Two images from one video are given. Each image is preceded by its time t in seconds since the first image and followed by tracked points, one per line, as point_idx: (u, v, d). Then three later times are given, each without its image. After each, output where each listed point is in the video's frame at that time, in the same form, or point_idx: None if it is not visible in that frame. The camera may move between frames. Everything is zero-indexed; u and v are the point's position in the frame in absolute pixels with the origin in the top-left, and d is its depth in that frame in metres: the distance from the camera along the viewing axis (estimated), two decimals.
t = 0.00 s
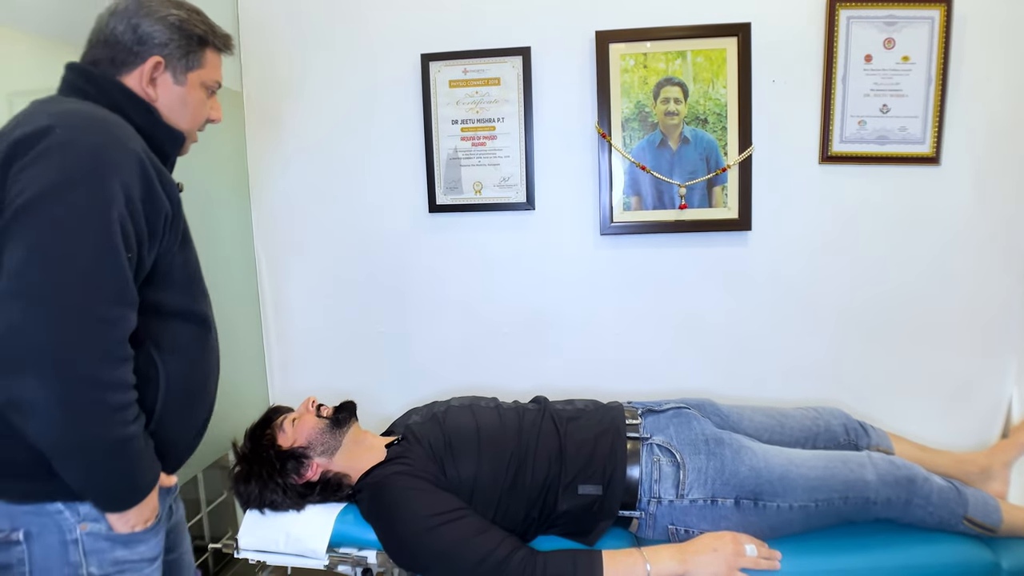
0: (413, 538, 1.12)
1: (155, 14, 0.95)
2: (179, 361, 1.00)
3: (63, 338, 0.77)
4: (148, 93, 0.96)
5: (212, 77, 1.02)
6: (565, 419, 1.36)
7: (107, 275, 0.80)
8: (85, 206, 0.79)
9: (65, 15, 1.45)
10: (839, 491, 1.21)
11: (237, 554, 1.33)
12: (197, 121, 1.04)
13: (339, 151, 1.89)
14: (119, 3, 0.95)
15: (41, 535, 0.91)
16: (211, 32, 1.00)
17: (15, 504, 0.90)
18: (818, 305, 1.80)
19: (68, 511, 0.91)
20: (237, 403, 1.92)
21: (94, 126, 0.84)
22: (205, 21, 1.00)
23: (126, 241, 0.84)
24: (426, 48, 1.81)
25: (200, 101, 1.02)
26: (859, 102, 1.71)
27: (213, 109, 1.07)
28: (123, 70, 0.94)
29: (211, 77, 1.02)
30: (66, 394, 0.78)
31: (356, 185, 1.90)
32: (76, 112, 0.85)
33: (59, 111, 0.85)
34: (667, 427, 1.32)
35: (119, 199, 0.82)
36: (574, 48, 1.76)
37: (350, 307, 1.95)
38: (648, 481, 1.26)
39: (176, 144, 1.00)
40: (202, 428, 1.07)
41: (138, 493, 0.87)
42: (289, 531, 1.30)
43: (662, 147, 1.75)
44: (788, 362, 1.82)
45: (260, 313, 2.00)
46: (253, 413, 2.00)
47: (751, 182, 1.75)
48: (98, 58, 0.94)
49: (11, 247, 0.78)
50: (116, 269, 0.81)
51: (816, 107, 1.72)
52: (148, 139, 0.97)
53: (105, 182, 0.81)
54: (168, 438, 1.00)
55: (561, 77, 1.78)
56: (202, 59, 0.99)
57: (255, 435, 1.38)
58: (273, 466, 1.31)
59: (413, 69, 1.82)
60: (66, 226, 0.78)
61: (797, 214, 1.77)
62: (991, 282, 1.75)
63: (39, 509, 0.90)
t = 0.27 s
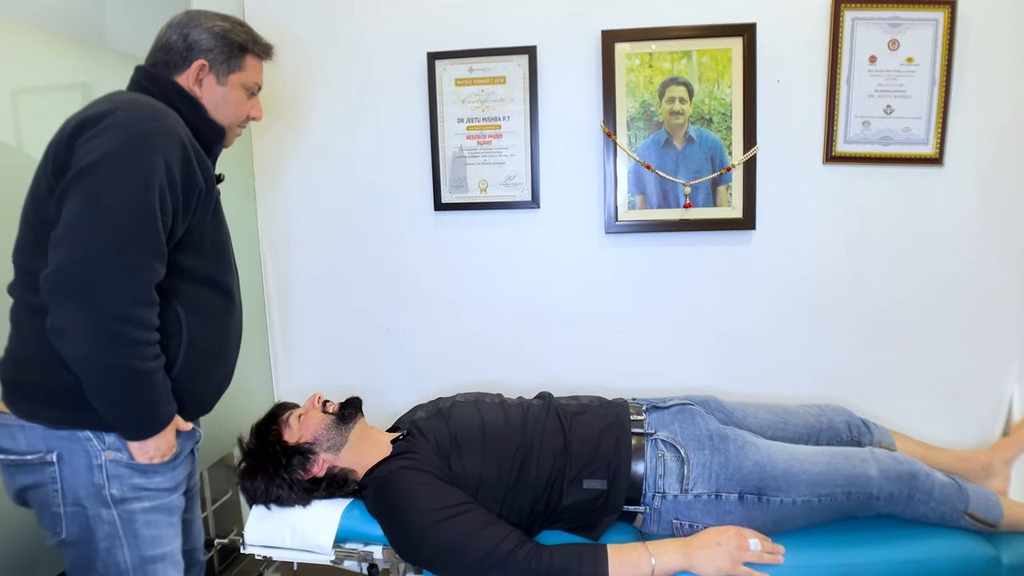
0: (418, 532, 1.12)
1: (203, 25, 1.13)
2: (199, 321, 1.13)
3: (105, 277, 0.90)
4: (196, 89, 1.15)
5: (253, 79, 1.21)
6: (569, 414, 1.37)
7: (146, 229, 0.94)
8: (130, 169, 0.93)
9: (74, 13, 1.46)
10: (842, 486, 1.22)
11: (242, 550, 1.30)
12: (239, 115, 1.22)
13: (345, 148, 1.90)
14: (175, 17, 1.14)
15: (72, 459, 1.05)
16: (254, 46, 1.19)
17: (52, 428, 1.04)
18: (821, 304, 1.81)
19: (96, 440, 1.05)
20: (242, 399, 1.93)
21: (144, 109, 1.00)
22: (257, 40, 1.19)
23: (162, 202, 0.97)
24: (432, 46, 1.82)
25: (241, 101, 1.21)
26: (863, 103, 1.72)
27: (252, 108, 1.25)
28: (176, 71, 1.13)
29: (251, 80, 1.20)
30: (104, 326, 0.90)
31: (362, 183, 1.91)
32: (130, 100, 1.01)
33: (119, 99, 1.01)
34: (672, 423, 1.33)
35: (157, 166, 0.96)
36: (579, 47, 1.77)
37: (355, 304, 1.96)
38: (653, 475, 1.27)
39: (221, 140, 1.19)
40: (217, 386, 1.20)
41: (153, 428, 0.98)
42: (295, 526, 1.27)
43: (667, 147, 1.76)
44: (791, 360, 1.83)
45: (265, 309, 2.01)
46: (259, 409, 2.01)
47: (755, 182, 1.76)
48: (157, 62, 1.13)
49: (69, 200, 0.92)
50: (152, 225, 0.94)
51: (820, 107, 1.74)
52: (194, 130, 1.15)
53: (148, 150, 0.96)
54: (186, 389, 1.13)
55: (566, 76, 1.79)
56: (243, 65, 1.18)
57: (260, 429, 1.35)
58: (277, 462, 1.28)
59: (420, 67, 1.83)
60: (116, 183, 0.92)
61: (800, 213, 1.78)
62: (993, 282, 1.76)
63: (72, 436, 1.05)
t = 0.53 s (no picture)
0: (414, 527, 1.12)
1: (214, 28, 1.17)
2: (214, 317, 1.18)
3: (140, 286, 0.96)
4: (206, 90, 1.18)
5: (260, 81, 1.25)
6: (565, 409, 1.37)
7: (175, 239, 1.00)
8: (161, 184, 0.99)
9: (63, 8, 1.45)
10: (835, 479, 1.23)
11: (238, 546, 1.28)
12: (247, 115, 1.26)
13: (338, 144, 1.89)
14: (186, 18, 1.17)
15: (95, 449, 1.11)
16: (263, 50, 1.23)
17: (77, 421, 1.09)
18: (813, 299, 1.82)
19: (117, 432, 1.11)
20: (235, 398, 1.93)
21: (169, 122, 1.04)
22: (265, 44, 1.24)
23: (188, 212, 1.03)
24: (426, 42, 1.82)
25: (248, 103, 1.25)
26: (855, 99, 1.73)
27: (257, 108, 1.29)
28: (187, 72, 1.16)
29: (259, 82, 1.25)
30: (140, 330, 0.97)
31: (356, 179, 1.90)
32: (156, 112, 1.05)
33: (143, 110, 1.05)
34: (667, 417, 1.33)
35: (185, 180, 1.02)
36: (573, 44, 1.77)
37: (349, 300, 1.95)
38: (648, 470, 1.27)
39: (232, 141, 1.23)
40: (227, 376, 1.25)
41: (178, 420, 1.05)
42: (292, 522, 1.26)
43: (660, 143, 1.77)
44: (784, 354, 1.85)
45: (258, 306, 2.00)
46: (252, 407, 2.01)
47: (748, 178, 1.77)
48: (167, 62, 1.16)
49: (103, 210, 0.97)
50: (181, 234, 1.00)
51: (812, 103, 1.75)
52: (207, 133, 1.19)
53: (175, 164, 1.01)
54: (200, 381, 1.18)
55: (560, 73, 1.79)
56: (251, 68, 1.22)
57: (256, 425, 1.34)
58: (273, 457, 1.27)
59: (413, 63, 1.83)
60: (148, 197, 0.97)
61: (793, 209, 1.79)
62: (984, 277, 1.77)
63: (96, 428, 1.10)
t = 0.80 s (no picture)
0: (411, 523, 1.12)
1: (212, 30, 1.15)
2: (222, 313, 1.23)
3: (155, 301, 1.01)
4: (205, 94, 1.18)
5: (263, 80, 1.23)
6: (560, 404, 1.38)
7: (187, 255, 1.04)
8: (171, 205, 1.02)
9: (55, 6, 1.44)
10: (828, 471, 1.24)
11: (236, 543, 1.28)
12: (250, 116, 1.25)
13: (333, 141, 1.89)
14: (185, 18, 1.16)
15: (118, 436, 1.17)
16: (264, 48, 1.20)
17: (100, 411, 1.16)
18: (806, 294, 1.83)
19: (139, 421, 1.18)
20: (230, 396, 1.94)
21: (175, 141, 1.06)
22: (267, 41, 1.20)
23: (196, 227, 1.06)
24: (419, 40, 1.82)
25: (251, 104, 1.24)
26: (846, 95, 1.74)
27: (263, 105, 1.28)
28: (186, 77, 1.16)
29: (261, 82, 1.23)
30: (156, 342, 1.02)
31: (350, 176, 1.90)
32: (164, 129, 1.07)
33: (150, 126, 1.07)
34: (661, 411, 1.34)
35: (193, 198, 1.05)
36: (567, 40, 1.78)
37: (345, 297, 1.95)
38: (643, 463, 1.28)
39: (232, 144, 1.24)
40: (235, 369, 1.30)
41: (191, 420, 1.11)
42: (289, 518, 1.25)
43: (654, 139, 1.78)
44: (778, 348, 1.86)
45: (253, 304, 2.00)
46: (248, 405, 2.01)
47: (741, 173, 1.78)
48: (168, 66, 1.16)
49: (117, 228, 1.01)
50: (191, 250, 1.04)
51: (803, 99, 1.76)
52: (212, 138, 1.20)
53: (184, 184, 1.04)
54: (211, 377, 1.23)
55: (553, 69, 1.79)
56: (251, 69, 1.20)
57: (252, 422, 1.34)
58: (270, 453, 1.27)
59: (407, 60, 1.83)
60: (160, 216, 1.01)
61: (786, 204, 1.80)
62: (974, 270, 1.79)
63: (119, 417, 1.17)
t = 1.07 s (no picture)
0: (405, 519, 1.13)
1: (234, 55, 1.23)
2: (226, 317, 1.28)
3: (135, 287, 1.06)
4: (226, 113, 1.26)
5: (280, 100, 1.28)
6: (552, 400, 1.38)
7: (168, 247, 1.09)
8: (158, 200, 1.08)
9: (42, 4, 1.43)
10: (817, 463, 1.26)
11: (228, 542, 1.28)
12: (268, 134, 1.31)
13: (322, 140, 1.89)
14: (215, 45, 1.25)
15: (112, 415, 1.23)
16: (283, 71, 1.26)
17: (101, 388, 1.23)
18: (794, 289, 1.85)
19: (131, 403, 1.23)
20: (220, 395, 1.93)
21: (177, 145, 1.14)
22: (286, 65, 1.26)
23: (184, 224, 1.12)
24: (409, 38, 1.82)
25: (268, 122, 1.29)
26: (833, 92, 1.76)
27: (284, 124, 1.33)
28: (209, 97, 1.25)
29: (279, 102, 1.28)
30: (134, 325, 1.08)
31: (340, 175, 1.90)
32: (170, 135, 1.15)
33: (160, 131, 1.16)
34: (652, 406, 1.35)
35: (182, 196, 1.11)
36: (556, 39, 1.79)
37: (336, 296, 1.95)
38: (634, 457, 1.29)
39: (245, 158, 1.30)
40: (242, 370, 1.36)
41: (175, 406, 1.16)
42: (282, 516, 1.26)
43: (643, 136, 1.79)
44: (767, 343, 1.88)
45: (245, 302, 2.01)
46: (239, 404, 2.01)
47: (730, 170, 1.79)
48: (198, 87, 1.26)
49: (111, 215, 1.09)
50: (173, 244, 1.10)
51: (791, 97, 1.77)
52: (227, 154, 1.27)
53: (172, 181, 1.10)
54: (212, 373, 1.29)
55: (543, 68, 1.80)
56: (269, 89, 1.26)
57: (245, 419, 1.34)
58: (262, 451, 1.27)
59: (397, 59, 1.83)
60: (144, 207, 1.07)
61: (774, 200, 1.82)
62: (959, 265, 1.82)
63: (115, 396, 1.23)
